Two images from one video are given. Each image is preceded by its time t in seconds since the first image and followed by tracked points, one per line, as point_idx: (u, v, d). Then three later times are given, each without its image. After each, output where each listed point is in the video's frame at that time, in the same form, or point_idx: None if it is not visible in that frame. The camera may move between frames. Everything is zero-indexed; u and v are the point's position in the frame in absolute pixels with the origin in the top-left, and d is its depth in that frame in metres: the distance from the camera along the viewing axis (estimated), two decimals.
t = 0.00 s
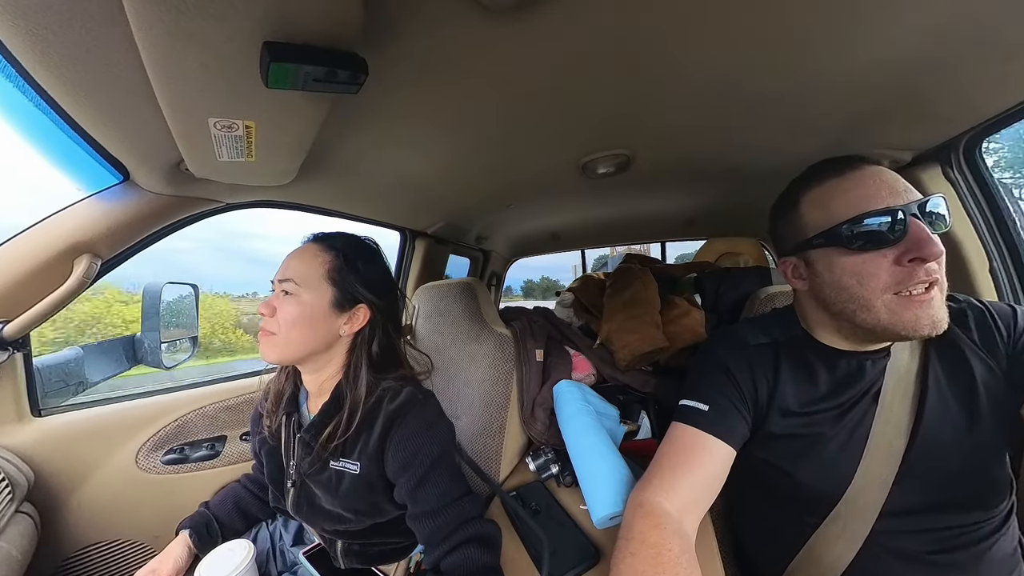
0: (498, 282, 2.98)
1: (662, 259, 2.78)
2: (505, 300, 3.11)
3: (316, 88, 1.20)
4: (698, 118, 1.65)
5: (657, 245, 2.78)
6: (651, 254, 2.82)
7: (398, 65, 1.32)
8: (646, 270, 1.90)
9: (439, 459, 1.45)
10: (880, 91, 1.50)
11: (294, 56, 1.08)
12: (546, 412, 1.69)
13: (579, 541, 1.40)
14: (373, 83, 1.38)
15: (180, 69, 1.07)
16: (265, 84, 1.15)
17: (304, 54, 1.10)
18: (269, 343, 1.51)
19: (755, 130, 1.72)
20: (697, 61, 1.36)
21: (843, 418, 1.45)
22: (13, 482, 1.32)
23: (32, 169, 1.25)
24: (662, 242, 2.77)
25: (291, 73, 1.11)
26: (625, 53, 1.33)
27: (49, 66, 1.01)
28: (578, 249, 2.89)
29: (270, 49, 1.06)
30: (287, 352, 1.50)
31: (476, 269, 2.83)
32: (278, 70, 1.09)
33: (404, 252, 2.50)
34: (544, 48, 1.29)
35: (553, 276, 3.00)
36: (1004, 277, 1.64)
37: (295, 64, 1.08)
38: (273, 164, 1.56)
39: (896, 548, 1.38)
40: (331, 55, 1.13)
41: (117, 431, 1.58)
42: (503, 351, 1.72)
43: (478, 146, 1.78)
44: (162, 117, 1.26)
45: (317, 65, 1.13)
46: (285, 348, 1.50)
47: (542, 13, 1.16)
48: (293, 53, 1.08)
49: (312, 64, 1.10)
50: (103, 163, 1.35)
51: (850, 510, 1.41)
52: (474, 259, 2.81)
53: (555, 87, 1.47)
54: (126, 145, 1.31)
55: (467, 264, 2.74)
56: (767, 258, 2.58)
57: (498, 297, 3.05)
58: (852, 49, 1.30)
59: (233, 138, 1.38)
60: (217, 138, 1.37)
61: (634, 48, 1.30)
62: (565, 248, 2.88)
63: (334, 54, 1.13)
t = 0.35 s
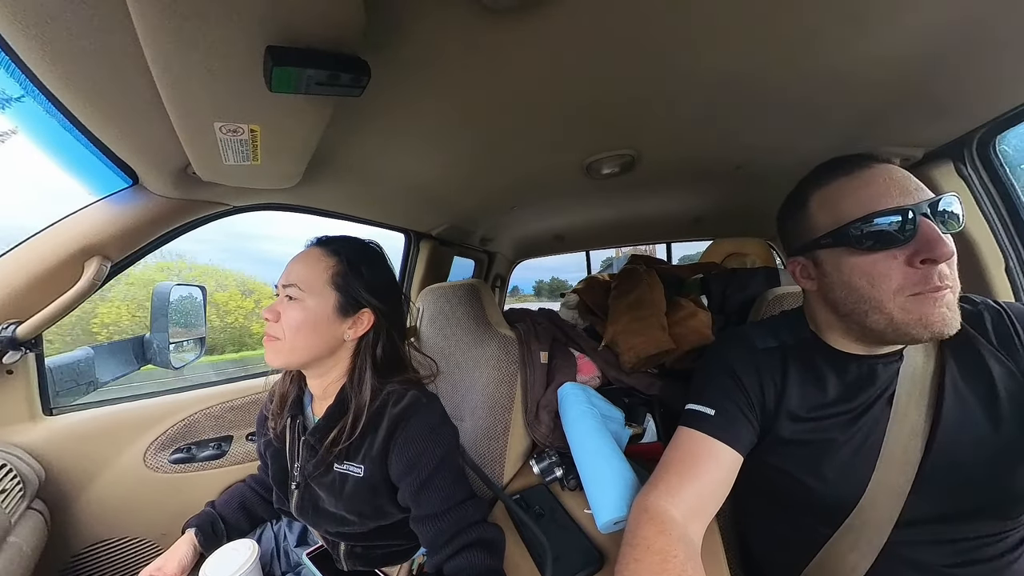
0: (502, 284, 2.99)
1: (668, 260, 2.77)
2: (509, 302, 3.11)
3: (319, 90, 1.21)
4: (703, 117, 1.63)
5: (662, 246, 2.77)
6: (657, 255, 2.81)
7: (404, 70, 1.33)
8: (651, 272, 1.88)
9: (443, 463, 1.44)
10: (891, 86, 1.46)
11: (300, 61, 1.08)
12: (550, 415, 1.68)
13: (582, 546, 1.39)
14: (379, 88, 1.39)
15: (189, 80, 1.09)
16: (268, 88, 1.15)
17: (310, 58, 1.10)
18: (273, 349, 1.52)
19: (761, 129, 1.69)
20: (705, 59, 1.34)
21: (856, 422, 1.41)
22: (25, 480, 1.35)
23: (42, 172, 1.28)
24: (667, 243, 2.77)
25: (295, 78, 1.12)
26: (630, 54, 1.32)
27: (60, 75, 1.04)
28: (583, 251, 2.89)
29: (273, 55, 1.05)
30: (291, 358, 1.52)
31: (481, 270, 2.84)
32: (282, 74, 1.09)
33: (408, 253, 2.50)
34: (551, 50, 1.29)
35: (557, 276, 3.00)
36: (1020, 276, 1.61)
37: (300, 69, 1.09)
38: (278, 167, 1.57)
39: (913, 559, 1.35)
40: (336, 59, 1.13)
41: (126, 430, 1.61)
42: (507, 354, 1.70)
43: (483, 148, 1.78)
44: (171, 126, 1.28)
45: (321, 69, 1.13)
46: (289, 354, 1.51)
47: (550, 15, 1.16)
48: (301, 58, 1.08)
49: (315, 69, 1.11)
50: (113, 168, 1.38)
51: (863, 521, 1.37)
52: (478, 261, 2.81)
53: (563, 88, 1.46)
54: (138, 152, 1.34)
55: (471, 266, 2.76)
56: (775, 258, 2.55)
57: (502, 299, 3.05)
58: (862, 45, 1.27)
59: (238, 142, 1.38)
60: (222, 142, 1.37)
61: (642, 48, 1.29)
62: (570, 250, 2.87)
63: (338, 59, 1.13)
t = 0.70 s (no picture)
0: (507, 285, 2.99)
1: (673, 261, 2.77)
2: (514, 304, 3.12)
3: (326, 97, 1.21)
4: (707, 117, 1.62)
5: (667, 247, 2.77)
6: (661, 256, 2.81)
7: (409, 76, 1.35)
8: (656, 274, 1.87)
9: (447, 464, 1.45)
10: (896, 83, 1.45)
11: (307, 67, 1.10)
12: (553, 417, 1.67)
13: (586, 549, 1.38)
14: (385, 96, 1.42)
15: (197, 90, 1.12)
16: (275, 95, 1.16)
17: (316, 64, 1.11)
18: (281, 352, 1.54)
19: (766, 127, 1.68)
20: (708, 59, 1.33)
21: (866, 426, 1.38)
22: (39, 476, 1.40)
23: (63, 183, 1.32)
24: (672, 244, 2.77)
25: (301, 84, 1.13)
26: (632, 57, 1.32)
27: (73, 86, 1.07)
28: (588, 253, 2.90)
29: (279, 62, 1.07)
30: (300, 362, 1.54)
31: (485, 272, 2.87)
32: (287, 80, 1.10)
33: (413, 254, 2.51)
34: (554, 53, 1.30)
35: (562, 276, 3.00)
36: None
37: (307, 75, 1.10)
38: (285, 171, 1.59)
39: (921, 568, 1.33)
40: (340, 65, 1.14)
41: (137, 430, 1.65)
42: (510, 355, 1.72)
43: (488, 151, 1.79)
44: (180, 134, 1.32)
45: (325, 75, 1.14)
46: (298, 358, 1.53)
47: (552, 18, 1.16)
48: (307, 64, 1.10)
49: (321, 75, 1.12)
50: (124, 173, 1.42)
51: (870, 530, 1.35)
52: (483, 262, 2.82)
53: (566, 90, 1.47)
54: (147, 159, 1.37)
55: (477, 268, 2.77)
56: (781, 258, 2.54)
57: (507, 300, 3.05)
58: (867, 42, 1.26)
59: (246, 147, 1.40)
60: (230, 147, 1.39)
61: (645, 49, 1.29)
62: (575, 251, 2.87)
63: (345, 66, 1.15)
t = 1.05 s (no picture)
0: (514, 285, 3.00)
1: (679, 262, 2.76)
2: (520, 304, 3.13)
3: (344, 98, 1.24)
4: (716, 117, 1.63)
5: (674, 247, 2.76)
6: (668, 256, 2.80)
7: (423, 78, 1.37)
8: (664, 274, 1.88)
9: (458, 461, 1.47)
10: (906, 83, 1.45)
11: (327, 69, 1.12)
12: (563, 416, 1.68)
13: (596, 546, 1.38)
14: (401, 98, 1.45)
15: (217, 91, 1.15)
16: (296, 97, 1.19)
17: (335, 66, 1.13)
18: (292, 346, 1.57)
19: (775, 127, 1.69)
20: (718, 61, 1.34)
21: (876, 425, 1.38)
22: (57, 470, 1.43)
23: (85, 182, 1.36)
24: (679, 244, 2.75)
25: (321, 86, 1.15)
26: (643, 58, 1.34)
27: (97, 88, 1.11)
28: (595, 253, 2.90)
29: (301, 64, 1.09)
30: (312, 356, 1.56)
31: (492, 272, 2.87)
32: (308, 83, 1.13)
33: (421, 254, 2.53)
34: (567, 55, 1.32)
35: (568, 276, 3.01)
36: None
37: (327, 77, 1.12)
38: (299, 172, 1.62)
39: (929, 566, 1.33)
40: (359, 66, 1.17)
41: (151, 424, 1.68)
42: (520, 353, 1.73)
43: (499, 152, 1.81)
44: (199, 135, 1.35)
45: (344, 77, 1.16)
46: (310, 353, 1.55)
47: (566, 20, 1.18)
48: (326, 65, 1.12)
49: (340, 76, 1.15)
50: (143, 173, 1.45)
51: (881, 528, 1.36)
52: (490, 263, 2.84)
53: (578, 91, 1.49)
54: (165, 160, 1.41)
55: (484, 268, 2.78)
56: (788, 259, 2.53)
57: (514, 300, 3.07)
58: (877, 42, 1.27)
59: (262, 148, 1.43)
60: (248, 148, 1.42)
61: (657, 51, 1.30)
62: (583, 251, 2.88)
63: (363, 68, 1.17)
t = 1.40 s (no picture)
0: (521, 285, 2.97)
1: (689, 261, 2.70)
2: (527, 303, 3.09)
3: (358, 89, 1.20)
4: (732, 114, 1.60)
5: (683, 247, 2.70)
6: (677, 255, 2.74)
7: (436, 72, 1.34)
8: (675, 274, 1.86)
9: (469, 463, 1.45)
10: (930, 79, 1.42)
11: (339, 58, 1.08)
12: (574, 417, 1.66)
13: (610, 551, 1.37)
14: (413, 93, 1.42)
15: (226, 84, 1.13)
16: (307, 87, 1.15)
17: (348, 56, 1.09)
18: (302, 345, 1.54)
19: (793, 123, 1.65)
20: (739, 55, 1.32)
21: (892, 430, 1.37)
22: (63, 468, 1.41)
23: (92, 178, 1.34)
24: (689, 244, 2.70)
25: (333, 76, 1.11)
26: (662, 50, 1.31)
27: (104, 80, 1.08)
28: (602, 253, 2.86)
29: (312, 53, 1.06)
30: (321, 354, 1.53)
31: (499, 271, 2.84)
32: (320, 72, 1.09)
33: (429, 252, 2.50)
34: (584, 49, 1.29)
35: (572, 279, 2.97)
36: None
37: (338, 66, 1.08)
38: (307, 168, 1.59)
39: None
40: (372, 55, 1.13)
41: (157, 423, 1.66)
42: (531, 355, 1.69)
43: (511, 149, 1.79)
44: (207, 127, 1.32)
45: (358, 67, 1.12)
46: (321, 350, 1.53)
47: (584, 12, 1.15)
48: (338, 54, 1.08)
49: (353, 66, 1.11)
50: (150, 168, 1.43)
51: (897, 534, 1.35)
52: (497, 262, 2.80)
53: (594, 87, 1.46)
54: (172, 153, 1.38)
55: (490, 267, 2.75)
56: (803, 259, 2.45)
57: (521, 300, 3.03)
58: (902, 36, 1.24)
59: (271, 142, 1.41)
60: (256, 142, 1.40)
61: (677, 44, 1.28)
62: (592, 251, 2.85)
63: (378, 59, 1.13)
